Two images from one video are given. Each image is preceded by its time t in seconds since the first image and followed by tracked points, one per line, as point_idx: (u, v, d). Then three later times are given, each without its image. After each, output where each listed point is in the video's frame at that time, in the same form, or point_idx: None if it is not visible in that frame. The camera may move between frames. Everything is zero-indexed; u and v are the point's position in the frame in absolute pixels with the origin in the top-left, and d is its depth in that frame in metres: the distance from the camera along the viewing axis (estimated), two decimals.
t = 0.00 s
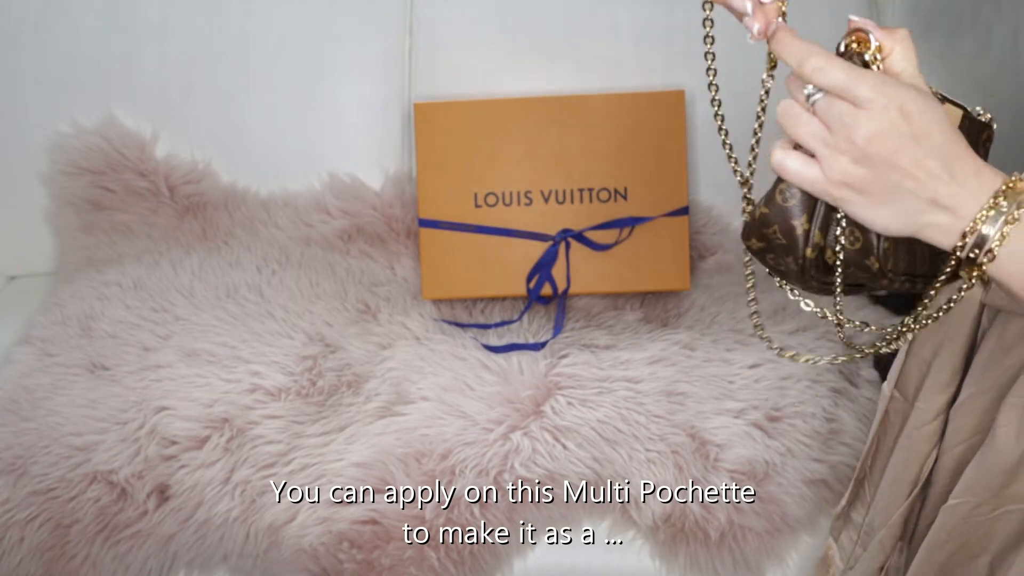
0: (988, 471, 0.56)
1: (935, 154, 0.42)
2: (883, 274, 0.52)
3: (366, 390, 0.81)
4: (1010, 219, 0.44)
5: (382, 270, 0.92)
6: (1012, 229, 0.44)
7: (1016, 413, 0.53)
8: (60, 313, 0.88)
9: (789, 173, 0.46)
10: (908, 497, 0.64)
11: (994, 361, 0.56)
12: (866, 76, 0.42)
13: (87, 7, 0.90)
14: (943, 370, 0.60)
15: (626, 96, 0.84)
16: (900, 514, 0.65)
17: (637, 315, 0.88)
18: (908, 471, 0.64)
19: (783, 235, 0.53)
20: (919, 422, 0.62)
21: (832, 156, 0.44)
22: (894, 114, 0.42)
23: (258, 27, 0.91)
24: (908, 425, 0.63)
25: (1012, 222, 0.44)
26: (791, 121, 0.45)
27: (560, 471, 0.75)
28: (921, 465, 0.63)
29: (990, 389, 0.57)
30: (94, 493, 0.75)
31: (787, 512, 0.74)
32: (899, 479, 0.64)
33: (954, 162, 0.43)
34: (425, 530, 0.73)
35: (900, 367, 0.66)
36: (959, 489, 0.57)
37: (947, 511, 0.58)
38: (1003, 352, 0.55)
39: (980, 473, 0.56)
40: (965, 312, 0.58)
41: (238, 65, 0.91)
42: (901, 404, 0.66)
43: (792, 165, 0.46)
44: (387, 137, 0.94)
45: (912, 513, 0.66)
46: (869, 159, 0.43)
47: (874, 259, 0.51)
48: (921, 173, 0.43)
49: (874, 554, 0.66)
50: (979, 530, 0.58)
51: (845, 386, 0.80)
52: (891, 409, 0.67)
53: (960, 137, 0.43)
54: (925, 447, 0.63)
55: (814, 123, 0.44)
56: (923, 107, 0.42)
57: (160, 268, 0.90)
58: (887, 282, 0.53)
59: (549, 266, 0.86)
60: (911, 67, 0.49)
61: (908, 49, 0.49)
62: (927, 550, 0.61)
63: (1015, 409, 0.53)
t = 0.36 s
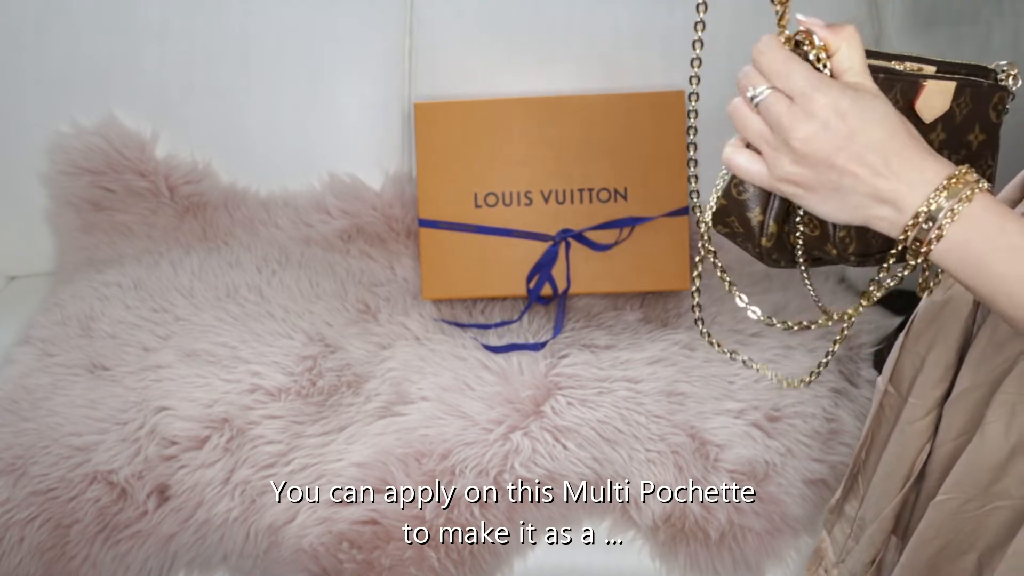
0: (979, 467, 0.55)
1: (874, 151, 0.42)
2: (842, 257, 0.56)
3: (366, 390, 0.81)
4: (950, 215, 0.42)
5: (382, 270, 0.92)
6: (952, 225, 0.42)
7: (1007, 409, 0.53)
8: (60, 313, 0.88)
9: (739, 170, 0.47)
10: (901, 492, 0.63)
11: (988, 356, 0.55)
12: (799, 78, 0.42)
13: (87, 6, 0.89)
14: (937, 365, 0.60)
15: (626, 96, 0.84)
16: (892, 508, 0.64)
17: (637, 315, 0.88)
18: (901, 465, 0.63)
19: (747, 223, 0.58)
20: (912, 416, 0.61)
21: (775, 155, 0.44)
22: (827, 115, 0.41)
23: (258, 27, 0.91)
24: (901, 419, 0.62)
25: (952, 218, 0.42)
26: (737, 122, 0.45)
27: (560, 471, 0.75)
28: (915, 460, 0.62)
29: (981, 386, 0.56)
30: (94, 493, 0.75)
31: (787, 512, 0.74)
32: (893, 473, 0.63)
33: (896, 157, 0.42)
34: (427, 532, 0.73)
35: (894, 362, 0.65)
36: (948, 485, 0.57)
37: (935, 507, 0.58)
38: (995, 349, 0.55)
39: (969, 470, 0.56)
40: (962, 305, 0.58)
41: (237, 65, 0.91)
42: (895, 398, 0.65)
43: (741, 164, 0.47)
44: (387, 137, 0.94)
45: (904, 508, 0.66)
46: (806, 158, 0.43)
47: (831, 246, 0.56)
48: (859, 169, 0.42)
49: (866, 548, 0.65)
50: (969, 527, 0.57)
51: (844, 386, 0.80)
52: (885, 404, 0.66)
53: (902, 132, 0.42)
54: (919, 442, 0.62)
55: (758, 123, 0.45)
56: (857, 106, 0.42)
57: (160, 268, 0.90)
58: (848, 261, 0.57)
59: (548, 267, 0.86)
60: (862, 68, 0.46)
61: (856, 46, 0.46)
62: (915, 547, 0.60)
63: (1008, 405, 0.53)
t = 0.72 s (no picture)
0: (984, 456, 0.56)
1: (871, 120, 0.38)
2: (835, 233, 0.55)
3: (366, 390, 0.81)
4: (946, 192, 0.39)
5: (382, 270, 0.92)
6: (948, 204, 0.39)
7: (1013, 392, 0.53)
8: (60, 313, 0.88)
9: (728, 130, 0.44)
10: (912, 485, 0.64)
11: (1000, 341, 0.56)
12: (791, 36, 0.39)
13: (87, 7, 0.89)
14: (950, 356, 0.61)
15: (626, 96, 0.84)
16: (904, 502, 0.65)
17: (637, 315, 0.88)
18: (910, 460, 0.64)
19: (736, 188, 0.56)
20: (921, 411, 0.63)
21: (764, 118, 0.42)
22: (819, 79, 0.38)
23: (258, 27, 0.91)
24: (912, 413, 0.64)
25: (949, 195, 0.39)
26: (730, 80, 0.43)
27: (560, 471, 0.75)
28: (926, 452, 0.63)
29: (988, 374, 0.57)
30: (94, 493, 0.75)
31: (787, 512, 0.74)
32: (905, 465, 0.64)
33: (889, 126, 0.39)
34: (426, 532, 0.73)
35: (905, 359, 0.66)
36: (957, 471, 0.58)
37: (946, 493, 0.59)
38: (1002, 336, 0.56)
39: (977, 457, 0.56)
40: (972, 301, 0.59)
41: (237, 64, 0.91)
42: (906, 395, 0.67)
43: (730, 124, 0.44)
44: (387, 137, 0.94)
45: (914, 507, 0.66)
46: (793, 122, 0.40)
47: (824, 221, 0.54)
48: (848, 137, 0.39)
49: (875, 539, 0.66)
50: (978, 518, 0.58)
51: (845, 386, 0.80)
52: (896, 400, 0.68)
53: (899, 101, 0.39)
54: (928, 436, 0.63)
55: (752, 82, 0.41)
56: (850, 70, 0.39)
57: (160, 268, 0.90)
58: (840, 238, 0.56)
59: (549, 266, 0.87)
60: (865, 31, 0.42)
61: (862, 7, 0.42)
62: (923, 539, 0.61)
63: (1013, 390, 0.53)
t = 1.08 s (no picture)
0: (957, 468, 0.57)
1: (805, 102, 0.41)
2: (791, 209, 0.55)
3: (366, 390, 0.81)
4: (883, 176, 0.41)
5: (382, 270, 0.92)
6: (885, 189, 0.41)
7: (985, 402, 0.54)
8: (60, 313, 0.88)
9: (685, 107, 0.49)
10: (896, 490, 0.65)
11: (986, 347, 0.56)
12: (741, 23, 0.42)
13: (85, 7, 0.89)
14: (940, 360, 0.61)
15: (626, 96, 0.84)
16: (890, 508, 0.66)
17: (637, 315, 0.88)
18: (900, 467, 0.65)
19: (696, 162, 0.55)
20: (913, 416, 0.64)
21: (715, 99, 0.46)
22: (763, 65, 0.42)
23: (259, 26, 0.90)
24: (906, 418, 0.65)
25: (885, 181, 0.41)
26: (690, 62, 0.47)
27: (560, 471, 0.75)
28: (914, 458, 0.64)
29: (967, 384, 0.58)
30: (95, 493, 0.75)
31: (786, 512, 0.74)
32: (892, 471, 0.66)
33: (829, 113, 0.41)
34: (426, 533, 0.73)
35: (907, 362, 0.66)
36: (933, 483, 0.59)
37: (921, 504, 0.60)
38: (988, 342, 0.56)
39: (951, 469, 0.58)
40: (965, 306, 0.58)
41: (236, 64, 0.91)
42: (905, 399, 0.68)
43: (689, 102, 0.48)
44: (387, 137, 0.94)
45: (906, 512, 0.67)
46: (738, 104, 0.44)
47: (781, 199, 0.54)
48: (790, 120, 0.42)
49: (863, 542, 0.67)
50: (954, 530, 0.59)
51: (844, 386, 0.80)
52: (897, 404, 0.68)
53: (844, 88, 0.41)
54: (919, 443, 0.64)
55: (705, 63, 0.45)
56: (796, 57, 0.42)
57: (160, 268, 0.90)
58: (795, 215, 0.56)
59: (549, 266, 0.86)
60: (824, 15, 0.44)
61: None
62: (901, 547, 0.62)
63: (988, 398, 0.54)
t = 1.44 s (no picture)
0: (862, 473, 0.56)
1: (737, 99, 0.41)
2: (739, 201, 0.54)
3: (366, 390, 0.81)
4: (800, 180, 0.39)
5: (382, 270, 0.92)
6: (802, 196, 0.39)
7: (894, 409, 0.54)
8: (59, 314, 0.88)
9: (635, 90, 0.49)
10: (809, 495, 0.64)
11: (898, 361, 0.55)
12: (685, 12, 0.41)
13: (87, 9, 0.90)
14: (861, 368, 0.59)
15: (625, 96, 0.84)
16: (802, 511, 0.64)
17: (637, 315, 0.87)
18: (812, 468, 0.63)
19: (650, 148, 0.56)
20: (829, 418, 0.62)
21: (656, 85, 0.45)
22: (700, 58, 0.41)
23: (259, 26, 0.91)
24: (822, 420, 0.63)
25: (801, 186, 0.39)
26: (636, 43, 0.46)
27: (560, 471, 0.76)
28: (828, 460, 0.63)
29: (884, 396, 0.57)
30: (94, 493, 0.75)
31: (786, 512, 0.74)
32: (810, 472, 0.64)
33: (759, 111, 0.40)
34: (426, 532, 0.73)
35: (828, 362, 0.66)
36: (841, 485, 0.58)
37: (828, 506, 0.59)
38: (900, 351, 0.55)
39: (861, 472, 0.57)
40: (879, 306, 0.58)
41: (236, 64, 0.91)
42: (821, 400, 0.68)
43: (636, 86, 0.48)
44: (387, 137, 0.94)
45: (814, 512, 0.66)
46: (677, 93, 0.43)
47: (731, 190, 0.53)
48: (722, 115, 0.42)
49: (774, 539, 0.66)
50: (854, 533, 0.59)
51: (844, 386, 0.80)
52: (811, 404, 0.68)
53: (780, 86, 0.40)
54: (833, 444, 0.62)
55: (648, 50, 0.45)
56: (734, 51, 0.41)
57: (160, 268, 0.90)
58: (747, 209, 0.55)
59: (549, 266, 0.86)
60: (767, 6, 0.44)
61: None
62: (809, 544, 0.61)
63: (895, 406, 0.54)
